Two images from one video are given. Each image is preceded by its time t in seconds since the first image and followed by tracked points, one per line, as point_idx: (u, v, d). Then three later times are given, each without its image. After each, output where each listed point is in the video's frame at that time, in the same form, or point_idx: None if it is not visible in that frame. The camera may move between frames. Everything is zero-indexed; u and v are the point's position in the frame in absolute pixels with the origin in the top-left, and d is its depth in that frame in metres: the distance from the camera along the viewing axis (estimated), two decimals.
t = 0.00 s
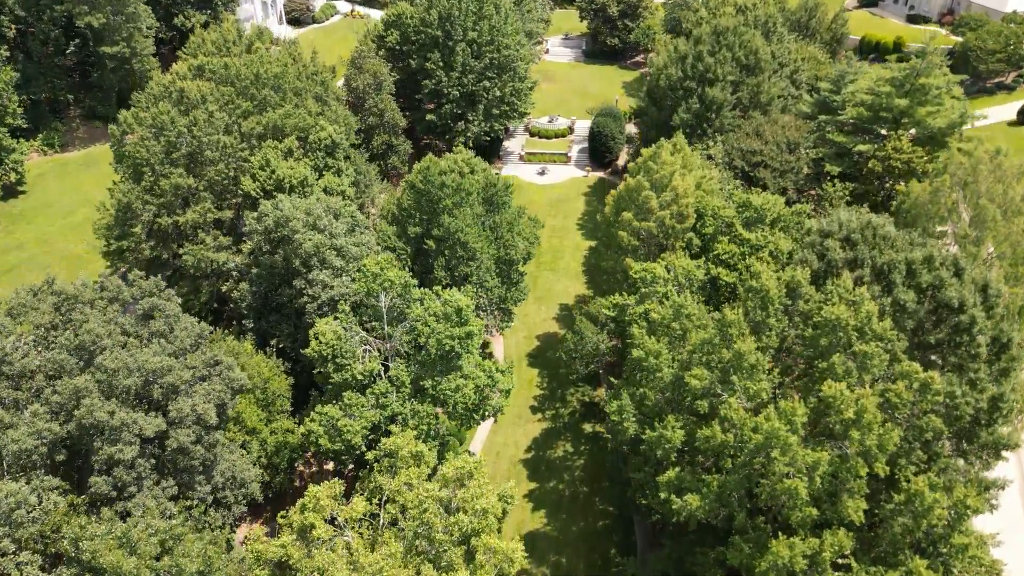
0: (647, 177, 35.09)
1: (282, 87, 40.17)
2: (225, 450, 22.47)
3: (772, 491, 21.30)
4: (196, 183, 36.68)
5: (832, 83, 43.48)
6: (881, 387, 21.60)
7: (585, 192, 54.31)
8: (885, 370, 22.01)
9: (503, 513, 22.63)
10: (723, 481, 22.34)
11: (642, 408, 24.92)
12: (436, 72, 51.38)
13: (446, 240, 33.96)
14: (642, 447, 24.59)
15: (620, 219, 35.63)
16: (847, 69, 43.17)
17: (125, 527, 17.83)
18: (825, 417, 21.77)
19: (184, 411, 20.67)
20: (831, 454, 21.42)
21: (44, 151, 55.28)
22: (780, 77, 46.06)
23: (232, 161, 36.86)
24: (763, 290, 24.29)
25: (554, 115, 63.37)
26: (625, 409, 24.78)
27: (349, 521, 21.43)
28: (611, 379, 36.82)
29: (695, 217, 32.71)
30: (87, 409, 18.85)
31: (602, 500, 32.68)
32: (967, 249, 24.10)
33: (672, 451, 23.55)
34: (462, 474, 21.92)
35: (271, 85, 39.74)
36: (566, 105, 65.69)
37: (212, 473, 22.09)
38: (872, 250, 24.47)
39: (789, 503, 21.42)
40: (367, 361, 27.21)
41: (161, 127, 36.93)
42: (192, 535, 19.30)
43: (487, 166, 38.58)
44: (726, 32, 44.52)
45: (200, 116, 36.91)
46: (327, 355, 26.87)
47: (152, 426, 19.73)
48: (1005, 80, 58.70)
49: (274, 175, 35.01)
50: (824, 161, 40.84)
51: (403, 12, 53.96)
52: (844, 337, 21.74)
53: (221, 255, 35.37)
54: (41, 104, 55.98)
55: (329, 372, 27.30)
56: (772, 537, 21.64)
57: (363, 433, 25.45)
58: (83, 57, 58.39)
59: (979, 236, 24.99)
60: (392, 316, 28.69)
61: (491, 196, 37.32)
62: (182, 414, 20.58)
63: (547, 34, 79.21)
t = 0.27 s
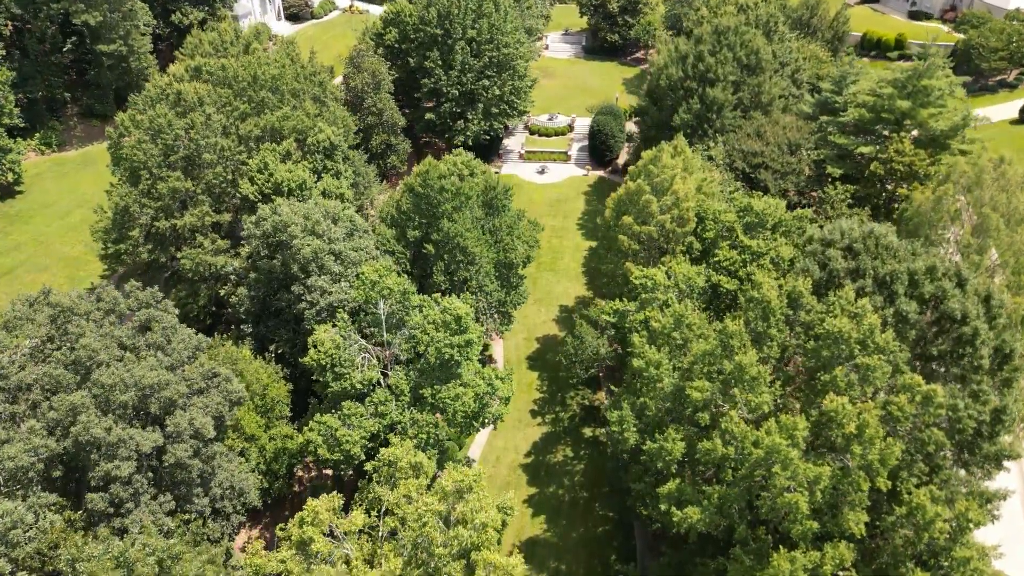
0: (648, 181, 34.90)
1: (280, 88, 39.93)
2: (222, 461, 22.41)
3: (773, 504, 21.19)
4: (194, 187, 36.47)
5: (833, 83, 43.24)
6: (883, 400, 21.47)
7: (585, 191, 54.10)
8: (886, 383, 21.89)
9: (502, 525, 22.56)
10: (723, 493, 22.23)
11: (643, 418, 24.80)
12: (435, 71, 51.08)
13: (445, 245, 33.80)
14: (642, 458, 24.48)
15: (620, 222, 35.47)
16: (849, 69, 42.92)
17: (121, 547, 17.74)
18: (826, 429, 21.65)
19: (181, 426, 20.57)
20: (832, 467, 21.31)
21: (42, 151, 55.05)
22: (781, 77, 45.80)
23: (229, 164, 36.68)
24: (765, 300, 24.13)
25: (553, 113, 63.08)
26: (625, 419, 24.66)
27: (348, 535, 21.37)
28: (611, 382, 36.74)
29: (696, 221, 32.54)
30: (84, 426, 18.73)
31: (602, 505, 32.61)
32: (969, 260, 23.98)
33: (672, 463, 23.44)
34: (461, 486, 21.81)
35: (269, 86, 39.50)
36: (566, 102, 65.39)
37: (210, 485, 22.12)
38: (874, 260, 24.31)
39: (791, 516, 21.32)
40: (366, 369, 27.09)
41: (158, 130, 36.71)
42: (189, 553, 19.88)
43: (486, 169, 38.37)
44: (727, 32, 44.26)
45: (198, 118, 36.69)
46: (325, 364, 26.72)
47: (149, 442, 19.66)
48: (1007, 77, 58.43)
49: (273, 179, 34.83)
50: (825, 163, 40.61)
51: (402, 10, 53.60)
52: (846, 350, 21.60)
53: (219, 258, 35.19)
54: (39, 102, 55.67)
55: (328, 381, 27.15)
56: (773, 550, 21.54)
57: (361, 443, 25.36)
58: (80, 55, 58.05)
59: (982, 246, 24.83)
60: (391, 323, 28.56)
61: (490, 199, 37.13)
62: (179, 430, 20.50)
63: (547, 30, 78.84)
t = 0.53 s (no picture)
0: (648, 185, 34.64)
1: (278, 90, 39.62)
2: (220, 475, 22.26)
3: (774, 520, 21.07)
4: (191, 191, 36.24)
5: (835, 84, 42.94)
6: (885, 415, 21.30)
7: (586, 190, 53.83)
8: (889, 397, 21.73)
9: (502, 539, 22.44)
10: (724, 508, 22.09)
11: (643, 430, 24.65)
12: (434, 69, 50.69)
13: (444, 250, 33.59)
14: (643, 470, 24.34)
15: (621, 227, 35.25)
16: (851, 70, 42.60)
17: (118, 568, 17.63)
18: (828, 445, 21.50)
19: (178, 443, 20.46)
20: (834, 483, 21.17)
21: (39, 150, 54.76)
22: (783, 76, 45.48)
23: (227, 168, 36.41)
24: (767, 312, 23.93)
25: (553, 110, 62.70)
26: (626, 431, 24.51)
27: (348, 551, 21.23)
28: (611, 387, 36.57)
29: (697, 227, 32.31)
30: (80, 446, 18.58)
31: (602, 512, 32.52)
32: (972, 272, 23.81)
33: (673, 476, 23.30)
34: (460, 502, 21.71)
35: (267, 88, 39.19)
36: (566, 99, 65.00)
37: (208, 499, 21.98)
38: (877, 272, 24.11)
39: (792, 532, 21.20)
40: (365, 379, 26.93)
41: (155, 133, 36.42)
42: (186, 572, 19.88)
43: (486, 172, 38.10)
44: (729, 32, 43.91)
45: (195, 122, 36.38)
46: (323, 375, 26.55)
47: (146, 460, 19.55)
48: (1010, 75, 58.14)
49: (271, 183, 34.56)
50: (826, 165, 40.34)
51: (401, 7, 53.15)
52: (849, 365, 21.42)
53: (217, 263, 34.99)
54: (35, 100, 55.29)
55: (326, 391, 26.97)
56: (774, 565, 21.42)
57: (360, 454, 25.22)
58: (77, 52, 57.63)
59: (986, 256, 24.65)
60: (390, 331, 28.37)
61: (490, 202, 36.88)
62: (177, 447, 20.38)
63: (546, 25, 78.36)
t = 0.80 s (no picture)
0: (648, 190, 34.40)
1: (275, 92, 39.31)
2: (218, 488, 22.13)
3: (776, 536, 20.95)
4: (189, 195, 35.99)
5: (836, 85, 42.65)
6: (887, 431, 21.16)
7: (585, 189, 53.58)
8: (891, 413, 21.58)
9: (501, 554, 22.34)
10: (725, 522, 21.97)
11: (644, 442, 24.51)
12: (433, 68, 50.32)
13: (443, 256, 33.38)
14: (643, 483, 24.22)
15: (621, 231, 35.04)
16: (852, 70, 42.31)
17: None
18: (830, 460, 21.35)
19: (175, 461, 20.34)
20: (835, 498, 21.04)
21: (35, 149, 54.44)
22: (784, 76, 45.16)
23: (224, 172, 36.15)
24: (769, 324, 23.75)
25: (553, 107, 62.34)
26: (626, 443, 24.38)
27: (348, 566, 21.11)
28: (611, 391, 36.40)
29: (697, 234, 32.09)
30: (76, 466, 18.46)
31: (602, 518, 32.44)
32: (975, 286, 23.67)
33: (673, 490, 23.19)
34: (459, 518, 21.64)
35: (265, 91, 38.88)
36: (565, 95, 64.62)
37: (206, 513, 21.86)
38: (879, 284, 23.92)
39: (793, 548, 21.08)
40: (364, 390, 26.76)
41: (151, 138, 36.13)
42: None
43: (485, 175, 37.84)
44: (730, 32, 43.56)
45: (192, 125, 36.09)
46: (322, 386, 26.39)
47: (143, 479, 19.43)
48: (1011, 72, 57.86)
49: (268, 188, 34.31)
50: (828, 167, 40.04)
51: (399, 5, 52.70)
52: (851, 381, 21.26)
53: (215, 268, 34.80)
54: (31, 99, 54.91)
55: (325, 402, 26.81)
56: None
57: (359, 466, 25.09)
58: (73, 50, 57.19)
59: (989, 267, 24.52)
60: (389, 340, 28.20)
61: (489, 206, 36.64)
62: (174, 465, 20.25)
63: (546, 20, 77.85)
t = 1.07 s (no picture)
0: (648, 194, 34.20)
1: (273, 95, 39.05)
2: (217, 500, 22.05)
3: (777, 550, 20.85)
4: (187, 198, 35.79)
5: (838, 85, 42.40)
6: (889, 444, 21.03)
7: (586, 189, 53.36)
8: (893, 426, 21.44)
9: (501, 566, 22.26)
10: (726, 535, 21.85)
11: (645, 453, 24.38)
12: (432, 67, 50.01)
13: (443, 261, 33.20)
14: (643, 494, 24.09)
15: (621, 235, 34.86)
16: (854, 72, 42.06)
17: None
18: (831, 474, 21.23)
19: (173, 477, 20.29)
20: (837, 512, 20.91)
21: (33, 149, 54.15)
22: (785, 76, 44.88)
23: (222, 175, 35.91)
24: (771, 336, 23.59)
25: (553, 105, 62.01)
26: (627, 454, 24.26)
27: None
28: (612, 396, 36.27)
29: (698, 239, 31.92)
30: (73, 484, 18.41)
31: (602, 524, 32.37)
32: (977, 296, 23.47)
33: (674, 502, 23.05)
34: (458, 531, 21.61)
35: (263, 93, 38.63)
36: (565, 93, 64.29)
37: (205, 526, 21.80)
38: (882, 295, 23.77)
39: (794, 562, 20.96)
40: (363, 399, 26.63)
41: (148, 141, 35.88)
42: None
43: (484, 178, 37.63)
44: (731, 32, 43.27)
45: (189, 128, 35.83)
46: (320, 395, 26.24)
47: (141, 496, 19.39)
48: (1013, 70, 57.66)
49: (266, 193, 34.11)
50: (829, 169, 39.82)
51: (398, 3, 52.35)
52: (852, 395, 21.12)
53: (213, 272, 34.64)
54: (28, 98, 54.60)
55: (324, 411, 26.66)
56: None
57: (358, 476, 24.97)
58: (71, 48, 56.80)
59: (991, 277, 24.55)
60: (388, 348, 28.05)
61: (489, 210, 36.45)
62: (172, 481, 20.20)
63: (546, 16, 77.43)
